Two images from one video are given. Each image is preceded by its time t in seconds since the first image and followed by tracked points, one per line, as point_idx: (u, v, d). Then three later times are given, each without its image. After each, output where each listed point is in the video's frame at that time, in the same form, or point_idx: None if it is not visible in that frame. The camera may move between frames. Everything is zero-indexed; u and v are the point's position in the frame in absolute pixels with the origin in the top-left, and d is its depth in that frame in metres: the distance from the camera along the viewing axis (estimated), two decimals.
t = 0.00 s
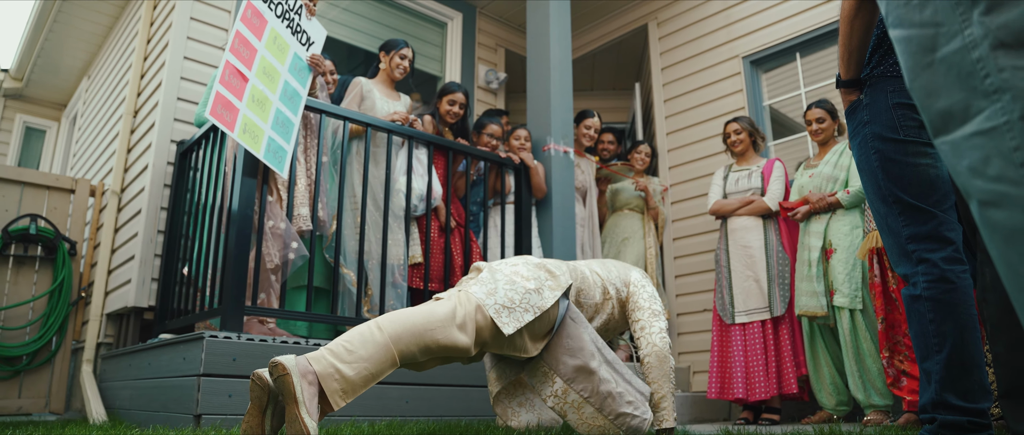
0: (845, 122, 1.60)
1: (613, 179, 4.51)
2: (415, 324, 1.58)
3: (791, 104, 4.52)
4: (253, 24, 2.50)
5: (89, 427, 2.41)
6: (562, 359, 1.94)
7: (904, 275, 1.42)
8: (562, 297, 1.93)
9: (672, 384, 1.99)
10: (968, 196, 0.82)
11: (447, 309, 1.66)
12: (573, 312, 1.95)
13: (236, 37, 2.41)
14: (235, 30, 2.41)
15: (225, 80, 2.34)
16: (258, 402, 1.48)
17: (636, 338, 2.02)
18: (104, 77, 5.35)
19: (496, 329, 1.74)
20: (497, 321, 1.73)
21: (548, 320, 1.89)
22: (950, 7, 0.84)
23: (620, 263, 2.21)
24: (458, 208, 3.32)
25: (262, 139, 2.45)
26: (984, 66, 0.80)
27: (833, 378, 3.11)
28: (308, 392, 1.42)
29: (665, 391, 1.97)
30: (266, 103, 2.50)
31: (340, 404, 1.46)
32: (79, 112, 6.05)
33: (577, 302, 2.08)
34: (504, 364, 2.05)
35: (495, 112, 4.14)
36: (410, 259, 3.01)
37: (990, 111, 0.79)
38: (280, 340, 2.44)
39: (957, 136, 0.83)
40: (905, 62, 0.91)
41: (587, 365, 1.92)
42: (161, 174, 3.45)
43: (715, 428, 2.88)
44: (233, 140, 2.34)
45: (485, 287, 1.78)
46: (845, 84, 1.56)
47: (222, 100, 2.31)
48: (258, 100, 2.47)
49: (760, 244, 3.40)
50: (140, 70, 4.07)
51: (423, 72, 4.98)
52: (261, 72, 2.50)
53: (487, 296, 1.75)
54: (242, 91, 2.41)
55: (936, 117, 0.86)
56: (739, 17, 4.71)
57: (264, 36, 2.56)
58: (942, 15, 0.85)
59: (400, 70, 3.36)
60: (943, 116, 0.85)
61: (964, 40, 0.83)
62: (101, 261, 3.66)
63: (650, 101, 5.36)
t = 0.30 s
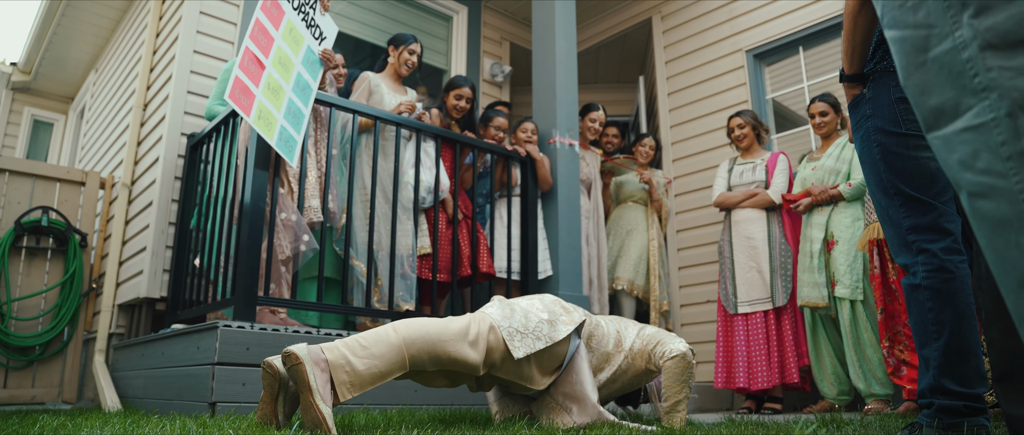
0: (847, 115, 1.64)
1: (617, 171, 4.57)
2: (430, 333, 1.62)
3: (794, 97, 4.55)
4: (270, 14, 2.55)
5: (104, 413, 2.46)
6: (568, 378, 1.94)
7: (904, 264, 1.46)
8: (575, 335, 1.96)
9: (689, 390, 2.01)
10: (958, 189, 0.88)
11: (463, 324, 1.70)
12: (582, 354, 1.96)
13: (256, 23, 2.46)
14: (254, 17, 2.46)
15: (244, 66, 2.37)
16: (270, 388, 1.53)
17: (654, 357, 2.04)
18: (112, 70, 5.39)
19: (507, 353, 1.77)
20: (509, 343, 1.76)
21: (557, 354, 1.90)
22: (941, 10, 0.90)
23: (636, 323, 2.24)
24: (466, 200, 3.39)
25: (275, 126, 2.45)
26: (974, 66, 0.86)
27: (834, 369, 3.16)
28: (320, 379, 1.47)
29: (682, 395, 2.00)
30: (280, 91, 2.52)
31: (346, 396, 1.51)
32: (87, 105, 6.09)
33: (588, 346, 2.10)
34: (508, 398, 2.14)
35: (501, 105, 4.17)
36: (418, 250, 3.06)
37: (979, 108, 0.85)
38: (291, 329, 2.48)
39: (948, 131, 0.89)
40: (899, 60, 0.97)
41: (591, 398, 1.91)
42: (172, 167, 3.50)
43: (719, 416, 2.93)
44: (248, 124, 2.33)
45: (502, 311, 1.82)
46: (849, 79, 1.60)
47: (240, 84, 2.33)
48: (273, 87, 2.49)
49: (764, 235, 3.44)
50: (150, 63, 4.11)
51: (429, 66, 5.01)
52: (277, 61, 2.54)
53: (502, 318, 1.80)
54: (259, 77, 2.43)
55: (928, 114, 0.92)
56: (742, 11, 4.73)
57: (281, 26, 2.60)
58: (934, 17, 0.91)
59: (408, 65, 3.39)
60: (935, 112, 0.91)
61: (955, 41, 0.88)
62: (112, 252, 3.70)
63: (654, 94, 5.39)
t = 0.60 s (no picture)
0: (847, 113, 1.67)
1: (619, 168, 4.58)
2: (434, 318, 1.66)
3: (795, 95, 4.57)
4: (285, 15, 2.56)
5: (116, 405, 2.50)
6: (572, 353, 1.96)
7: (902, 260, 1.50)
8: (575, 309, 1.98)
9: (686, 382, 2.02)
10: (949, 186, 1.00)
11: (465, 308, 1.73)
12: (585, 327, 1.98)
13: (275, 27, 2.47)
14: (274, 20, 2.47)
15: (271, 70, 2.39)
16: (281, 379, 1.56)
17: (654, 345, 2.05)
18: (117, 67, 5.42)
19: (509, 332, 1.81)
20: (511, 323, 1.80)
21: (559, 330, 1.93)
22: (934, 16, 1.02)
23: (635, 291, 2.27)
24: (468, 196, 3.41)
25: (298, 127, 2.51)
26: (963, 70, 0.98)
27: (834, 364, 3.19)
28: (330, 372, 1.50)
29: (678, 389, 2.01)
30: (299, 92, 2.57)
31: (358, 386, 1.55)
32: (92, 102, 6.12)
33: (590, 319, 2.13)
34: (517, 375, 2.16)
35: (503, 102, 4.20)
36: (422, 246, 3.09)
37: (969, 110, 0.97)
38: (298, 325, 2.51)
39: (939, 131, 1.01)
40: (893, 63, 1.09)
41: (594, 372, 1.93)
42: (178, 164, 3.53)
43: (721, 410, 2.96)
44: (278, 128, 2.39)
45: (502, 291, 1.86)
46: (849, 78, 1.62)
47: (268, 89, 2.37)
48: (294, 89, 2.53)
49: (765, 232, 3.46)
50: (155, 61, 4.14)
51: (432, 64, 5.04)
52: (295, 62, 2.57)
53: (503, 299, 1.84)
54: (282, 80, 2.46)
55: (921, 114, 1.04)
56: (744, 9, 4.76)
57: (296, 26, 2.62)
58: (927, 22, 1.03)
59: (412, 63, 3.42)
60: (926, 112, 1.03)
61: (945, 46, 1.01)
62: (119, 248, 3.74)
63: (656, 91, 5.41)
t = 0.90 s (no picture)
0: (846, 116, 1.68)
1: (619, 169, 4.61)
2: (438, 310, 1.67)
3: (794, 95, 4.58)
4: (288, 18, 2.57)
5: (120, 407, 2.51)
6: (571, 324, 2.03)
7: (899, 263, 1.53)
8: (573, 282, 2.02)
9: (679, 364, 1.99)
10: (944, 194, 1.02)
11: (466, 294, 1.75)
12: (583, 296, 2.04)
13: (280, 30, 2.47)
14: (278, 25, 2.47)
15: (275, 74, 2.39)
16: (291, 381, 1.57)
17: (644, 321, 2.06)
18: (118, 69, 5.43)
19: (510, 313, 1.84)
20: (510, 305, 1.82)
21: (559, 303, 1.97)
22: (930, 27, 1.05)
23: (626, 248, 2.26)
24: (470, 198, 3.41)
25: (302, 129, 2.53)
26: (958, 81, 1.00)
27: (834, 363, 3.21)
28: (340, 373, 1.52)
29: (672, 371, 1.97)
30: (302, 95, 2.58)
31: (369, 384, 1.56)
32: (93, 103, 6.13)
33: (585, 286, 2.15)
34: (518, 347, 2.15)
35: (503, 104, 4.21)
36: (423, 247, 3.10)
37: (963, 120, 0.99)
38: (301, 326, 2.52)
39: (934, 140, 1.03)
40: (889, 72, 1.12)
41: (597, 345, 2.00)
42: (180, 165, 3.54)
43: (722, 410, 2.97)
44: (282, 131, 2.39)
45: (499, 273, 1.87)
46: (848, 82, 1.63)
47: (273, 93, 2.37)
48: (297, 92, 2.54)
49: (765, 232, 3.48)
50: (157, 62, 4.16)
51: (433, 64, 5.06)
52: (298, 66, 2.58)
53: (501, 281, 1.85)
54: (286, 82, 2.46)
55: (916, 123, 1.06)
56: (744, 10, 4.77)
57: (299, 30, 2.63)
58: (923, 33, 1.06)
59: (413, 64, 3.44)
60: (922, 121, 1.06)
61: (941, 56, 1.03)
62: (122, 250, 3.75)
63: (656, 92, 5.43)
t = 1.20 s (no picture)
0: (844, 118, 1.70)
1: (619, 169, 4.62)
2: (444, 328, 1.69)
3: (794, 95, 4.60)
4: (294, 23, 2.59)
5: (125, 407, 2.54)
6: (573, 368, 2.00)
7: (897, 262, 1.55)
8: (580, 327, 2.03)
9: (689, 381, 2.03)
10: (939, 197, 1.05)
11: (474, 320, 1.77)
12: (588, 345, 2.03)
13: (285, 35, 2.50)
14: (283, 30, 2.51)
15: (281, 81, 2.44)
16: (294, 383, 1.60)
17: (655, 354, 2.06)
18: (120, 70, 5.45)
19: (516, 344, 1.84)
20: (518, 336, 1.83)
21: (563, 346, 1.97)
22: (925, 33, 1.09)
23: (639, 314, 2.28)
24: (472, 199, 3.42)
25: (306, 135, 2.56)
26: (952, 87, 1.04)
27: (833, 362, 3.23)
28: (342, 373, 1.54)
29: (682, 388, 2.02)
30: (307, 99, 2.60)
31: (367, 390, 1.58)
32: (95, 103, 6.15)
33: (592, 337, 2.14)
34: (516, 387, 2.20)
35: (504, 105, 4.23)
36: (426, 248, 3.13)
37: (957, 125, 1.03)
38: (305, 326, 2.54)
39: (930, 144, 1.07)
40: (886, 77, 1.16)
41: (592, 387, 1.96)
42: (184, 167, 3.56)
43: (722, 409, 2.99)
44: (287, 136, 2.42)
45: (510, 306, 1.90)
46: (846, 84, 1.65)
47: (277, 99, 2.41)
48: (302, 97, 2.57)
49: (765, 232, 3.50)
50: (159, 64, 4.18)
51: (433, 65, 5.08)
52: (304, 70, 2.60)
53: (511, 312, 1.87)
54: (291, 87, 2.50)
55: (912, 127, 1.10)
56: (743, 10, 4.79)
57: (304, 34, 2.66)
58: (918, 39, 1.10)
59: (415, 66, 3.46)
60: (918, 125, 1.09)
61: (935, 62, 1.07)
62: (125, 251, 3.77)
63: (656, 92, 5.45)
